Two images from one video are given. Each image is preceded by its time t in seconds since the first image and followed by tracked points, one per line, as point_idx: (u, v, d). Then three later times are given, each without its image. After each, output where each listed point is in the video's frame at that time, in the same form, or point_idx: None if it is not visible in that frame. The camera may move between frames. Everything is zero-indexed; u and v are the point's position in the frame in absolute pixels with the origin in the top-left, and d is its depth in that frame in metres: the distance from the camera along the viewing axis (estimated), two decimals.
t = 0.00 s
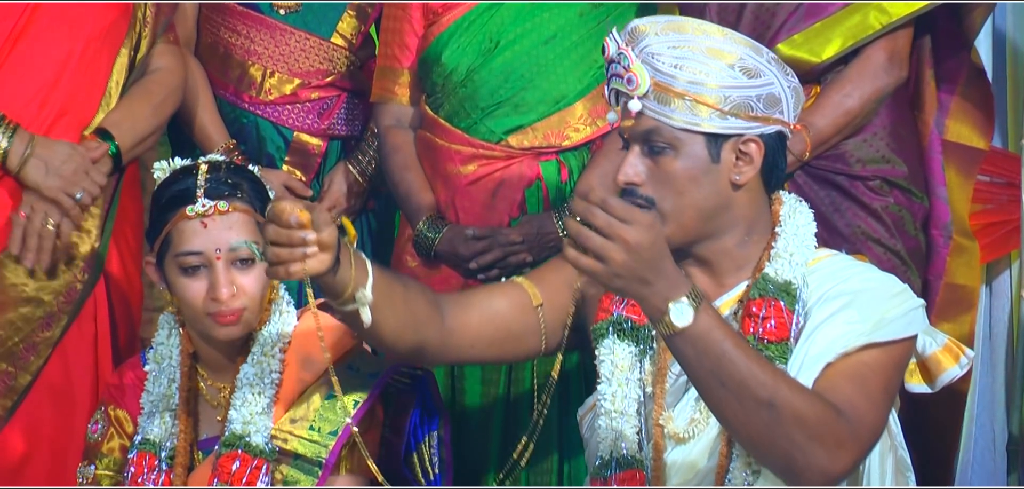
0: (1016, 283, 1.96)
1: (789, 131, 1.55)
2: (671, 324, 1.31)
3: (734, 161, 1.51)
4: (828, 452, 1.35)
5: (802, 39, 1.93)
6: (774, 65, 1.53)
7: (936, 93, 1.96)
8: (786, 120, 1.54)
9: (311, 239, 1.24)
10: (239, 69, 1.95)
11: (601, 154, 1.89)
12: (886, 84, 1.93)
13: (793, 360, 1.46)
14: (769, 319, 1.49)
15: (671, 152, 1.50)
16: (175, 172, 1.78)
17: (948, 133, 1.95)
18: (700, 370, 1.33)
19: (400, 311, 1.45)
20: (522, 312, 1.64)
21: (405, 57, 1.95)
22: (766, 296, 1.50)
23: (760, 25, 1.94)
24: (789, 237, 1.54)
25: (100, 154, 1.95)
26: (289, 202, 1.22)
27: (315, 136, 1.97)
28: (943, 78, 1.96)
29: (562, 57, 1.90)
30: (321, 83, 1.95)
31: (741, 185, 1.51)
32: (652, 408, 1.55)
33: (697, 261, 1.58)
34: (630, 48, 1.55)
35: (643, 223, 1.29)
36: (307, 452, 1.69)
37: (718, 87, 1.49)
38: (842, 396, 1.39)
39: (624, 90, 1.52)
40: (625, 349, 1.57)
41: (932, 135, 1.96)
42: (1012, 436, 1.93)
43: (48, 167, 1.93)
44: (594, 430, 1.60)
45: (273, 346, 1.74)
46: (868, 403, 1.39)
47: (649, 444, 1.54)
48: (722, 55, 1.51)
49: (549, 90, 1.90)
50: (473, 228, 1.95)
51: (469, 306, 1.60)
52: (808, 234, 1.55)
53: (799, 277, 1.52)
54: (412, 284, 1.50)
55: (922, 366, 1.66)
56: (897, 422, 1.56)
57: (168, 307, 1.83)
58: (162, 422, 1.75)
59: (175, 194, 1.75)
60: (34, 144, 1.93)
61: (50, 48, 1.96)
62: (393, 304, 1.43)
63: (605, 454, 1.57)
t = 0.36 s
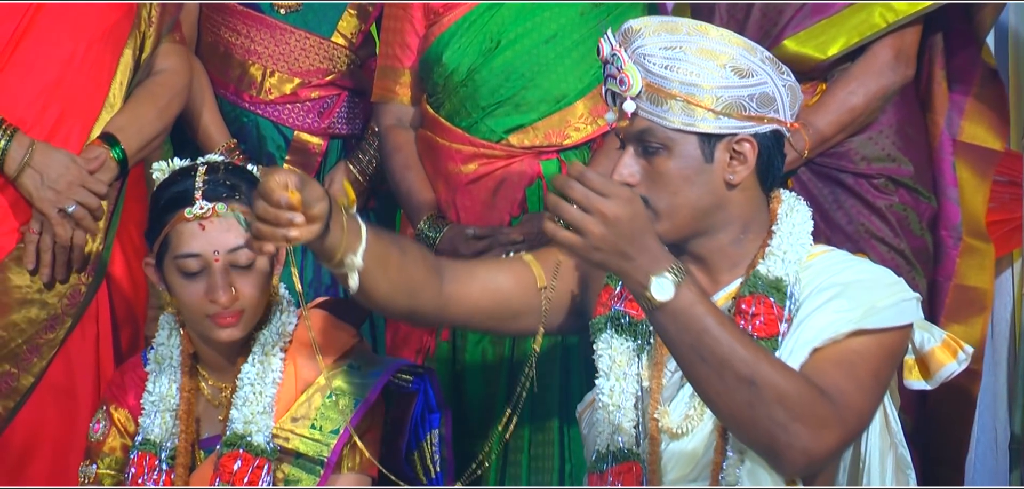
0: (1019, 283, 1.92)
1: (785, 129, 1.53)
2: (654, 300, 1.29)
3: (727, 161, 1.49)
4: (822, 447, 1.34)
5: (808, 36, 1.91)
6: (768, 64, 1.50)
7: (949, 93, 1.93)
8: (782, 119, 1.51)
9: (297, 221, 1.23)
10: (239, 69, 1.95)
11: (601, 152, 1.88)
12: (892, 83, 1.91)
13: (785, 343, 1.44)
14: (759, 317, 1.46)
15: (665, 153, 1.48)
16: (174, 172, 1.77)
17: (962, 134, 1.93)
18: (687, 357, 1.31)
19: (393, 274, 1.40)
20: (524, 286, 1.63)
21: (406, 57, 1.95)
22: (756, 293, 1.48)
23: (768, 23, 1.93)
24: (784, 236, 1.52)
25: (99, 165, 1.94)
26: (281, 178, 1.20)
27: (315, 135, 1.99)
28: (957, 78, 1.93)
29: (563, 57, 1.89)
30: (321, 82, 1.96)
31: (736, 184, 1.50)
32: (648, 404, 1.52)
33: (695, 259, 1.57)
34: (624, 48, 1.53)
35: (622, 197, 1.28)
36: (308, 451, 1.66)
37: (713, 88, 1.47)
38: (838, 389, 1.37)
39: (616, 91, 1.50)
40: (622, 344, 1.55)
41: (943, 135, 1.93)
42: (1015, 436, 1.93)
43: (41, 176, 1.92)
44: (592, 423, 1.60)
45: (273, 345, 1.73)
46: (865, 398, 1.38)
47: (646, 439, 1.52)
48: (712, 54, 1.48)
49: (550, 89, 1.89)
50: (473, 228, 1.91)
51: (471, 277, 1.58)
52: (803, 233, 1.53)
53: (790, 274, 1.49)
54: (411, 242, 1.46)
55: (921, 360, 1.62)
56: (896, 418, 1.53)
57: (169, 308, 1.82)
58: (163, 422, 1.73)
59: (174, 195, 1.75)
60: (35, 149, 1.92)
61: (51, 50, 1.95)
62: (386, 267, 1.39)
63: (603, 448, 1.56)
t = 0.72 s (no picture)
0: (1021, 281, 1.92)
1: (784, 132, 1.50)
2: (632, 276, 1.29)
3: (724, 163, 1.48)
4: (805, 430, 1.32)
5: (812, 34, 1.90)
6: (768, 65, 1.49)
7: (960, 96, 1.92)
8: (780, 122, 1.49)
9: (276, 194, 1.25)
10: (240, 67, 1.99)
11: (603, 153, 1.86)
12: (897, 81, 1.89)
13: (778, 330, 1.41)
14: (750, 313, 1.44)
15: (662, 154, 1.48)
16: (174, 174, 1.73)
17: (974, 136, 1.91)
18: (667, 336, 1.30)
19: (381, 238, 1.40)
20: (519, 266, 1.62)
21: (408, 57, 1.96)
22: (745, 289, 1.47)
23: (775, 21, 1.94)
24: (778, 233, 1.51)
25: (104, 170, 1.91)
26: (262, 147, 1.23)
27: (316, 134, 2.03)
28: (969, 81, 1.92)
29: (564, 56, 1.88)
30: (322, 81, 2.01)
31: (732, 186, 1.49)
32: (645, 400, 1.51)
33: (692, 258, 1.55)
34: (624, 47, 1.52)
35: (598, 173, 1.29)
36: (310, 450, 1.63)
37: (711, 91, 1.45)
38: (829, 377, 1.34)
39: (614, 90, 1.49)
40: (621, 342, 1.54)
41: (954, 137, 1.92)
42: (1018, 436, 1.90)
43: (45, 178, 1.88)
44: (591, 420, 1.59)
45: (274, 344, 1.68)
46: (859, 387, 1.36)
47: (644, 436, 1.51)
48: (710, 56, 1.46)
49: (552, 88, 1.88)
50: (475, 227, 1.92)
51: (468, 248, 1.57)
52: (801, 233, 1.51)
53: (782, 271, 1.48)
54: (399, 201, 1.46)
55: (923, 356, 1.53)
56: (894, 413, 1.52)
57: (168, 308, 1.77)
58: (164, 422, 1.69)
59: (172, 200, 1.70)
60: (38, 151, 1.88)
61: (57, 51, 1.94)
62: (375, 233, 1.39)
63: (601, 445, 1.56)
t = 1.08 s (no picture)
0: None
1: (783, 136, 1.51)
2: (611, 250, 1.32)
3: (721, 166, 1.48)
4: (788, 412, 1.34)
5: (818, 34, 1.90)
6: (770, 70, 1.49)
7: (972, 102, 1.92)
8: (780, 126, 1.50)
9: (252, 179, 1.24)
10: (247, 66, 2.01)
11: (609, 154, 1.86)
12: (903, 82, 1.87)
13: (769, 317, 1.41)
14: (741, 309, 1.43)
15: (660, 156, 1.48)
16: (176, 178, 1.70)
17: (987, 141, 1.90)
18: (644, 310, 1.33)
19: (366, 208, 1.41)
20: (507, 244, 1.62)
21: (414, 57, 1.98)
22: (734, 285, 1.46)
23: (784, 20, 1.94)
24: (774, 230, 1.49)
25: (114, 170, 1.92)
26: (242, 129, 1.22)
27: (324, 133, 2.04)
28: (981, 85, 1.92)
29: (569, 55, 1.88)
30: (329, 80, 2.03)
31: (729, 190, 1.49)
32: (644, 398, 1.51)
33: (690, 259, 1.56)
34: (625, 47, 1.53)
35: (578, 148, 1.32)
36: (316, 449, 1.60)
37: (710, 95, 1.46)
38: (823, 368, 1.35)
39: (614, 90, 1.51)
40: (621, 341, 1.54)
41: (965, 142, 1.90)
42: None
43: (56, 179, 1.88)
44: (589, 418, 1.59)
45: (278, 344, 1.66)
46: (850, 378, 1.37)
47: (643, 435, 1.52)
48: (711, 61, 1.47)
49: (557, 87, 1.87)
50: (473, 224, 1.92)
51: (460, 222, 1.58)
52: (797, 232, 1.49)
53: (773, 266, 1.47)
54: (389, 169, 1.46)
55: (918, 348, 1.51)
56: (894, 409, 1.52)
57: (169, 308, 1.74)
58: (167, 423, 1.67)
59: (175, 205, 1.68)
60: (48, 152, 1.87)
61: (66, 48, 1.94)
62: (361, 203, 1.40)
63: (600, 444, 1.55)
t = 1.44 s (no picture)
0: None
1: (777, 141, 1.52)
2: (592, 238, 1.34)
3: (715, 172, 1.50)
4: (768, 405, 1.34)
5: (828, 34, 1.88)
6: (767, 77, 1.49)
7: (986, 102, 1.89)
8: (775, 131, 1.51)
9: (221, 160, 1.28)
10: (255, 65, 2.05)
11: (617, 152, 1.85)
12: (910, 83, 1.83)
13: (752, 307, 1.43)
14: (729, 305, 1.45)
15: (653, 158, 1.48)
16: (180, 185, 1.65)
17: (1003, 142, 1.88)
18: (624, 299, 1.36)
19: (350, 186, 1.44)
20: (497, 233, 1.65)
21: (420, 56, 2.00)
22: (720, 283, 1.48)
23: (796, 18, 1.95)
24: (763, 229, 1.51)
25: (124, 166, 1.91)
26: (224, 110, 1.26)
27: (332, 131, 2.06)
28: (996, 85, 1.89)
29: (575, 55, 1.87)
30: (337, 79, 2.07)
31: (722, 195, 1.50)
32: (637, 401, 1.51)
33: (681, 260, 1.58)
34: (623, 49, 1.53)
35: (560, 138, 1.34)
36: (323, 450, 1.57)
37: (706, 101, 1.46)
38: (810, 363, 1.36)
39: (611, 92, 1.51)
40: (616, 342, 1.54)
41: (978, 143, 1.89)
42: None
43: (67, 176, 1.87)
44: (585, 419, 1.59)
45: (285, 345, 1.63)
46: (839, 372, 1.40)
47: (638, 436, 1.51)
48: (709, 66, 1.47)
49: (562, 86, 1.87)
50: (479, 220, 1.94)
51: (448, 206, 1.61)
52: (786, 232, 1.51)
53: (760, 265, 1.48)
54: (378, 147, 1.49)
55: (911, 341, 1.51)
56: (889, 402, 1.53)
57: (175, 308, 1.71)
58: (173, 426, 1.64)
59: (178, 213, 1.63)
60: (60, 146, 1.87)
61: (75, 46, 1.94)
62: (346, 181, 1.43)
63: (595, 446, 1.56)
